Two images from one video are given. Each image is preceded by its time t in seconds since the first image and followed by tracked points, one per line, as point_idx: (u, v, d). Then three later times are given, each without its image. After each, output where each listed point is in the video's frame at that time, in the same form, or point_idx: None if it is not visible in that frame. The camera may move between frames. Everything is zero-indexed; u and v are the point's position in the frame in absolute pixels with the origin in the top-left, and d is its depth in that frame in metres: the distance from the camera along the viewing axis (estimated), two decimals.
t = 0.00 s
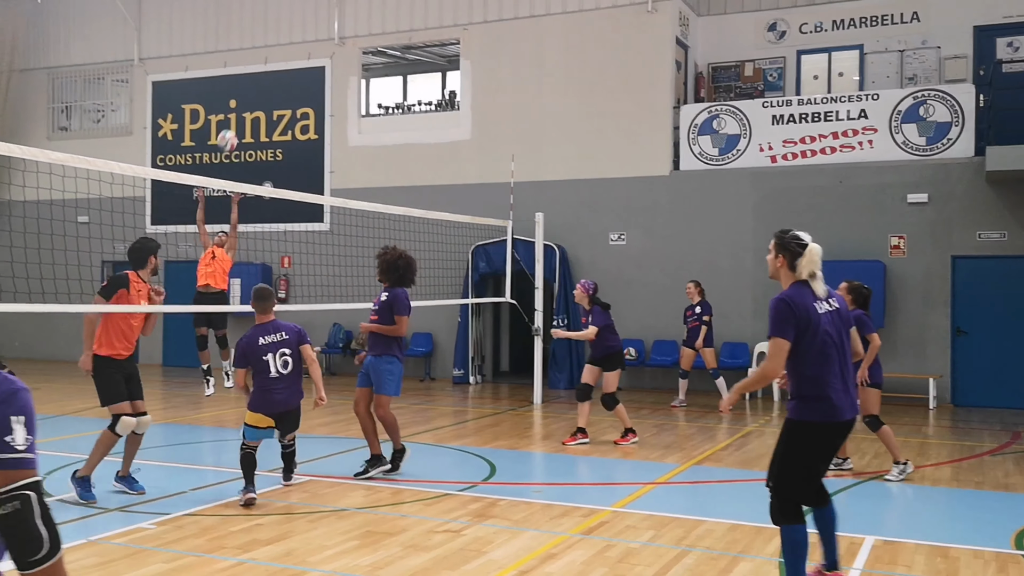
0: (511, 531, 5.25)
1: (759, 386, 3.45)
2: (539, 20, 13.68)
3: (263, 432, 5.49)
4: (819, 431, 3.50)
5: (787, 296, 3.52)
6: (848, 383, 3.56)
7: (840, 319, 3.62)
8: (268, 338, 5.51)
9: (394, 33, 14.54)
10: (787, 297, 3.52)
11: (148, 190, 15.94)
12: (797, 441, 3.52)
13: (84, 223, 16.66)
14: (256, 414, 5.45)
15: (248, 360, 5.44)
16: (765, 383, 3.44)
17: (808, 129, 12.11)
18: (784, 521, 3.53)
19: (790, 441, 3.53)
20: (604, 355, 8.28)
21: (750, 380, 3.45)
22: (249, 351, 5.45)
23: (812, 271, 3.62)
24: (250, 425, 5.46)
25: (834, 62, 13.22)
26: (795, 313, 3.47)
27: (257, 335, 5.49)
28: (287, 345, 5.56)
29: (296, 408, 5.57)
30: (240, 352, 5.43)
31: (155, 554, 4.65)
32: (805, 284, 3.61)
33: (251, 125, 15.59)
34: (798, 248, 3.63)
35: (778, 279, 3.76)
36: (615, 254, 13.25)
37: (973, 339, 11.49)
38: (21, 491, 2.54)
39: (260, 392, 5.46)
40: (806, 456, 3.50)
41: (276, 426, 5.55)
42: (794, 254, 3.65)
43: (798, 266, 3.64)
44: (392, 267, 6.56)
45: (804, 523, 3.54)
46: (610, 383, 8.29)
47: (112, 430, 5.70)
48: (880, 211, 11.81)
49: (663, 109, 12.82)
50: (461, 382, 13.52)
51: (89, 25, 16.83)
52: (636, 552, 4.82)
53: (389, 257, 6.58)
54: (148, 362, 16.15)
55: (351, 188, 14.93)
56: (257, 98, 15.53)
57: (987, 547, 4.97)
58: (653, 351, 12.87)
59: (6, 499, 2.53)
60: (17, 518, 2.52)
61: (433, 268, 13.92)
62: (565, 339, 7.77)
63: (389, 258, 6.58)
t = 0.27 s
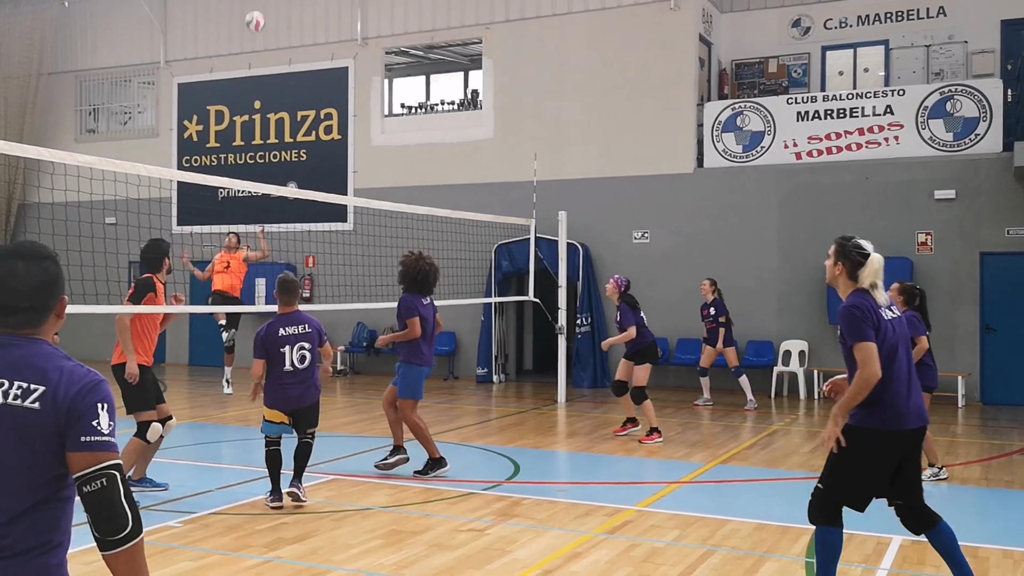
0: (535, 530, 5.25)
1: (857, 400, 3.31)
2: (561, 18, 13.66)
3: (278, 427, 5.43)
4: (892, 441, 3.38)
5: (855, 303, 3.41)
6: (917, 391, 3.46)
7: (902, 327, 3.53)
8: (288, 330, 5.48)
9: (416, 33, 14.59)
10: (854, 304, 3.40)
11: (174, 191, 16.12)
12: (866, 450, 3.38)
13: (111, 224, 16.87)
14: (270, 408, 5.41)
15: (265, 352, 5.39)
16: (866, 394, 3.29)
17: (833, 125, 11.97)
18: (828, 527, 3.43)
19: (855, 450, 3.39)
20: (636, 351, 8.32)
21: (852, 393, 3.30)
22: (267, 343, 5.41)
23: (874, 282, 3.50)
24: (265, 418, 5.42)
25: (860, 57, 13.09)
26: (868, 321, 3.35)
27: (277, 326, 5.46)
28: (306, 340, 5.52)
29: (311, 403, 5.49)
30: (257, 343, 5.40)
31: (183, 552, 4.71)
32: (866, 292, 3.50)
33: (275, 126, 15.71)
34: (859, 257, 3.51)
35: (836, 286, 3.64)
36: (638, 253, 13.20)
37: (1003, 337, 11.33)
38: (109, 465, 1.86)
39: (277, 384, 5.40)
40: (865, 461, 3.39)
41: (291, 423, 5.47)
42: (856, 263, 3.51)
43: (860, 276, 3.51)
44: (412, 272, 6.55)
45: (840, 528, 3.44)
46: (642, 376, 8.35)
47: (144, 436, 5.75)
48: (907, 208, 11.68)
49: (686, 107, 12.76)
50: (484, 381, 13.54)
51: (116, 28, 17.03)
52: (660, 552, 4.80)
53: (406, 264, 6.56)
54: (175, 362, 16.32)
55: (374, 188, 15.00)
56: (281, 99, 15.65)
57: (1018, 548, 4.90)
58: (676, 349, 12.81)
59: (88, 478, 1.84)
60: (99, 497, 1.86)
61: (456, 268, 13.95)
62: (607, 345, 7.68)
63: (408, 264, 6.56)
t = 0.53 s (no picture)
0: (551, 530, 5.25)
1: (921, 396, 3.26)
2: (576, 18, 13.66)
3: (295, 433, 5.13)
4: (964, 435, 3.30)
5: (895, 301, 3.36)
6: (979, 379, 3.41)
7: (949, 322, 3.48)
8: (314, 327, 5.19)
9: (431, 34, 14.63)
10: (893, 303, 3.35)
11: (192, 193, 16.26)
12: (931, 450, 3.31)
13: (131, 226, 17.02)
14: (289, 411, 5.11)
15: (287, 350, 5.11)
16: (926, 387, 3.25)
17: (851, 122, 11.89)
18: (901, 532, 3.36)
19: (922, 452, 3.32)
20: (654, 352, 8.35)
21: (914, 389, 3.25)
22: (290, 340, 5.12)
23: (914, 286, 3.44)
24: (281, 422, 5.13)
25: (877, 54, 13.02)
26: (911, 316, 3.30)
27: (303, 322, 5.17)
28: (331, 340, 5.22)
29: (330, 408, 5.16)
30: (278, 340, 5.10)
31: (201, 552, 4.75)
32: (907, 294, 3.44)
33: (292, 128, 15.81)
34: (898, 261, 3.45)
35: (874, 293, 3.58)
36: (655, 252, 13.18)
37: None
38: (132, 454, 1.90)
39: (295, 384, 5.09)
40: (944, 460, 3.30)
41: (310, 430, 5.16)
42: (894, 269, 3.45)
43: (898, 282, 3.46)
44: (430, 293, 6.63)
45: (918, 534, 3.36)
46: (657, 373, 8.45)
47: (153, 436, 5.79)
48: (926, 205, 11.59)
49: (703, 106, 12.73)
50: (500, 381, 13.56)
51: (134, 32, 17.18)
52: (677, 551, 4.80)
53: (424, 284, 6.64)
54: (194, 362, 16.45)
55: (391, 190, 15.06)
56: (297, 101, 15.74)
57: None
58: (694, 349, 12.78)
59: (113, 466, 1.88)
60: (122, 486, 1.90)
61: (472, 268, 13.98)
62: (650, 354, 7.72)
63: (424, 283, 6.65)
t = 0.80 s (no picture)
0: (558, 530, 5.26)
1: (922, 412, 3.24)
2: (582, 19, 13.66)
3: (318, 444, 4.71)
4: (981, 442, 3.29)
5: (895, 314, 3.34)
6: (993, 387, 3.35)
7: (959, 329, 3.43)
8: (329, 327, 4.75)
9: (437, 35, 14.65)
10: (892, 316, 3.34)
11: (199, 195, 16.32)
12: (955, 456, 3.29)
13: (138, 228, 17.08)
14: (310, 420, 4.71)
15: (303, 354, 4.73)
16: (924, 405, 3.22)
17: (858, 122, 11.86)
18: (944, 546, 3.28)
19: (944, 461, 3.30)
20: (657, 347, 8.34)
21: (913, 407, 3.24)
22: (305, 343, 4.73)
23: (920, 297, 3.39)
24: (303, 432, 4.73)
25: (884, 54, 13.00)
26: (909, 330, 3.28)
27: (316, 323, 4.74)
28: (351, 339, 4.77)
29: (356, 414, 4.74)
30: (293, 344, 4.74)
31: (209, 552, 4.77)
32: (913, 304, 3.40)
33: (299, 129, 15.86)
34: (903, 271, 3.42)
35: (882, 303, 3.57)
36: (661, 253, 13.17)
37: None
38: (169, 447, 1.92)
39: (316, 391, 4.69)
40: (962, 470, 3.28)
41: (334, 439, 4.73)
42: (900, 279, 3.42)
43: (903, 293, 3.43)
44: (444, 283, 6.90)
45: (958, 544, 3.29)
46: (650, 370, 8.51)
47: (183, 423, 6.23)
48: (933, 205, 11.56)
49: (709, 106, 12.71)
50: (507, 382, 13.57)
51: (142, 34, 17.25)
52: (684, 551, 4.80)
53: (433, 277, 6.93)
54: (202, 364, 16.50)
55: (397, 191, 15.09)
56: (304, 102, 15.78)
57: None
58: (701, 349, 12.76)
59: (152, 459, 1.91)
60: (161, 479, 1.92)
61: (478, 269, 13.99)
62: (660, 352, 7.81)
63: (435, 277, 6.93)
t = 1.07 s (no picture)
0: (561, 530, 5.26)
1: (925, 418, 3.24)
2: (585, 19, 13.66)
3: (351, 440, 4.52)
4: (991, 443, 3.27)
5: (895, 322, 3.35)
6: (1004, 388, 3.33)
7: (965, 333, 3.42)
8: (356, 317, 4.61)
9: (440, 36, 14.66)
10: (892, 323, 3.35)
11: (202, 194, 16.35)
12: (963, 460, 3.28)
13: (142, 228, 17.10)
14: (341, 414, 4.52)
15: (330, 347, 4.54)
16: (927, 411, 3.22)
17: (861, 122, 11.86)
18: (947, 548, 3.28)
19: (951, 465, 3.30)
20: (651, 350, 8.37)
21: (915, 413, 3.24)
22: (332, 335, 4.54)
23: (922, 304, 3.40)
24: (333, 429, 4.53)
25: (888, 54, 12.99)
26: (910, 337, 3.29)
27: (342, 313, 4.59)
28: (378, 329, 4.66)
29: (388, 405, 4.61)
30: (318, 337, 4.54)
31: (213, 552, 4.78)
32: (915, 311, 3.41)
33: (302, 130, 15.88)
34: (904, 279, 3.43)
35: (886, 313, 3.57)
36: (664, 253, 13.17)
37: None
38: (200, 450, 1.95)
39: (346, 383, 4.53)
40: (972, 474, 3.26)
41: (367, 433, 4.56)
42: (901, 287, 3.43)
43: (907, 301, 3.43)
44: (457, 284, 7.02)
45: (963, 547, 3.29)
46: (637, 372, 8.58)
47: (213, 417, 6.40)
48: (937, 205, 11.55)
49: (713, 106, 12.71)
50: (511, 382, 13.58)
51: (145, 34, 17.28)
52: (687, 552, 4.80)
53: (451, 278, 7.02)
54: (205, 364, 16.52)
55: (401, 191, 15.10)
56: (308, 103, 15.80)
57: None
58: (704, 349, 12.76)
59: (185, 462, 1.93)
60: (193, 481, 1.95)
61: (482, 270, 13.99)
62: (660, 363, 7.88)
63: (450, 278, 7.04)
